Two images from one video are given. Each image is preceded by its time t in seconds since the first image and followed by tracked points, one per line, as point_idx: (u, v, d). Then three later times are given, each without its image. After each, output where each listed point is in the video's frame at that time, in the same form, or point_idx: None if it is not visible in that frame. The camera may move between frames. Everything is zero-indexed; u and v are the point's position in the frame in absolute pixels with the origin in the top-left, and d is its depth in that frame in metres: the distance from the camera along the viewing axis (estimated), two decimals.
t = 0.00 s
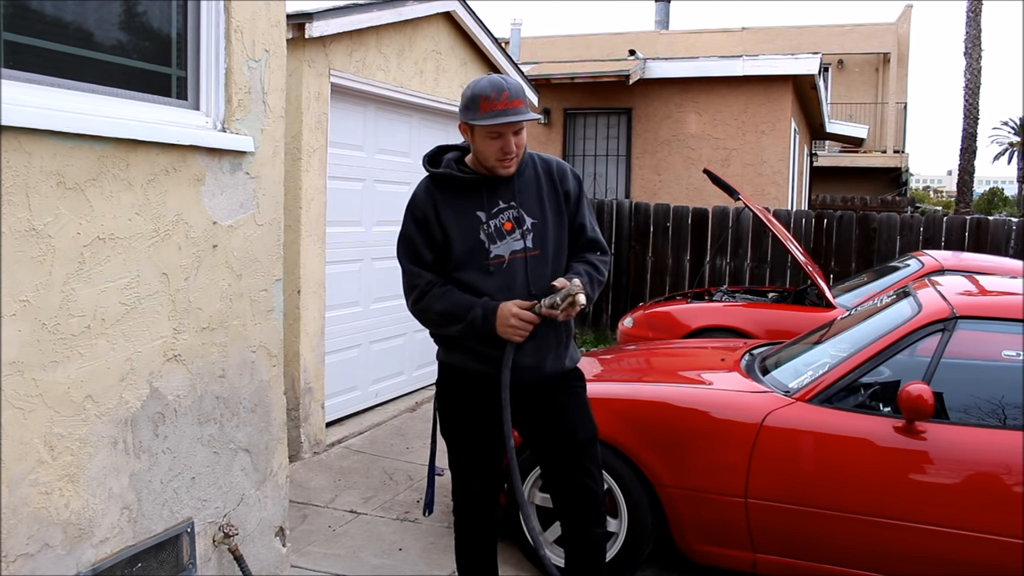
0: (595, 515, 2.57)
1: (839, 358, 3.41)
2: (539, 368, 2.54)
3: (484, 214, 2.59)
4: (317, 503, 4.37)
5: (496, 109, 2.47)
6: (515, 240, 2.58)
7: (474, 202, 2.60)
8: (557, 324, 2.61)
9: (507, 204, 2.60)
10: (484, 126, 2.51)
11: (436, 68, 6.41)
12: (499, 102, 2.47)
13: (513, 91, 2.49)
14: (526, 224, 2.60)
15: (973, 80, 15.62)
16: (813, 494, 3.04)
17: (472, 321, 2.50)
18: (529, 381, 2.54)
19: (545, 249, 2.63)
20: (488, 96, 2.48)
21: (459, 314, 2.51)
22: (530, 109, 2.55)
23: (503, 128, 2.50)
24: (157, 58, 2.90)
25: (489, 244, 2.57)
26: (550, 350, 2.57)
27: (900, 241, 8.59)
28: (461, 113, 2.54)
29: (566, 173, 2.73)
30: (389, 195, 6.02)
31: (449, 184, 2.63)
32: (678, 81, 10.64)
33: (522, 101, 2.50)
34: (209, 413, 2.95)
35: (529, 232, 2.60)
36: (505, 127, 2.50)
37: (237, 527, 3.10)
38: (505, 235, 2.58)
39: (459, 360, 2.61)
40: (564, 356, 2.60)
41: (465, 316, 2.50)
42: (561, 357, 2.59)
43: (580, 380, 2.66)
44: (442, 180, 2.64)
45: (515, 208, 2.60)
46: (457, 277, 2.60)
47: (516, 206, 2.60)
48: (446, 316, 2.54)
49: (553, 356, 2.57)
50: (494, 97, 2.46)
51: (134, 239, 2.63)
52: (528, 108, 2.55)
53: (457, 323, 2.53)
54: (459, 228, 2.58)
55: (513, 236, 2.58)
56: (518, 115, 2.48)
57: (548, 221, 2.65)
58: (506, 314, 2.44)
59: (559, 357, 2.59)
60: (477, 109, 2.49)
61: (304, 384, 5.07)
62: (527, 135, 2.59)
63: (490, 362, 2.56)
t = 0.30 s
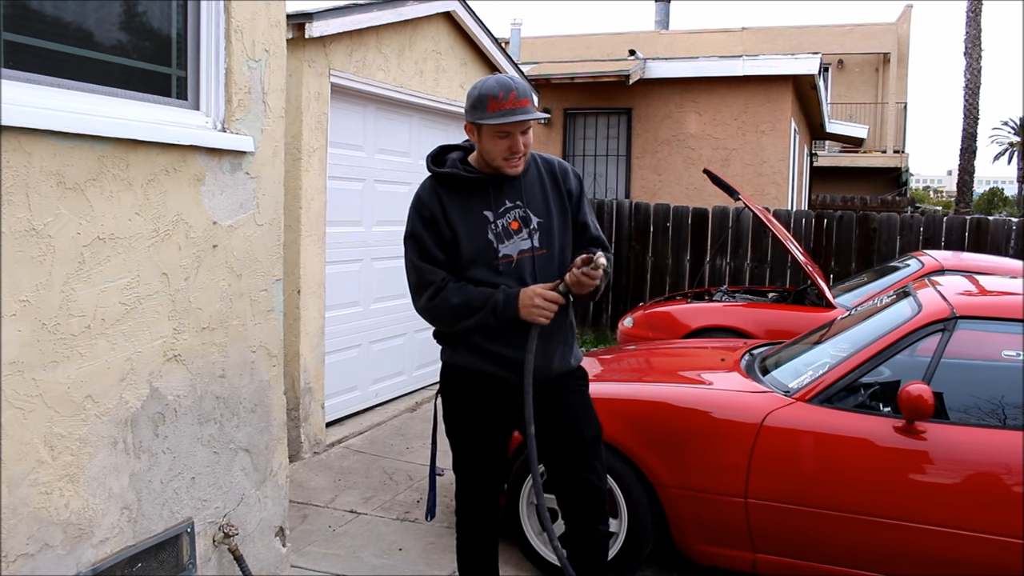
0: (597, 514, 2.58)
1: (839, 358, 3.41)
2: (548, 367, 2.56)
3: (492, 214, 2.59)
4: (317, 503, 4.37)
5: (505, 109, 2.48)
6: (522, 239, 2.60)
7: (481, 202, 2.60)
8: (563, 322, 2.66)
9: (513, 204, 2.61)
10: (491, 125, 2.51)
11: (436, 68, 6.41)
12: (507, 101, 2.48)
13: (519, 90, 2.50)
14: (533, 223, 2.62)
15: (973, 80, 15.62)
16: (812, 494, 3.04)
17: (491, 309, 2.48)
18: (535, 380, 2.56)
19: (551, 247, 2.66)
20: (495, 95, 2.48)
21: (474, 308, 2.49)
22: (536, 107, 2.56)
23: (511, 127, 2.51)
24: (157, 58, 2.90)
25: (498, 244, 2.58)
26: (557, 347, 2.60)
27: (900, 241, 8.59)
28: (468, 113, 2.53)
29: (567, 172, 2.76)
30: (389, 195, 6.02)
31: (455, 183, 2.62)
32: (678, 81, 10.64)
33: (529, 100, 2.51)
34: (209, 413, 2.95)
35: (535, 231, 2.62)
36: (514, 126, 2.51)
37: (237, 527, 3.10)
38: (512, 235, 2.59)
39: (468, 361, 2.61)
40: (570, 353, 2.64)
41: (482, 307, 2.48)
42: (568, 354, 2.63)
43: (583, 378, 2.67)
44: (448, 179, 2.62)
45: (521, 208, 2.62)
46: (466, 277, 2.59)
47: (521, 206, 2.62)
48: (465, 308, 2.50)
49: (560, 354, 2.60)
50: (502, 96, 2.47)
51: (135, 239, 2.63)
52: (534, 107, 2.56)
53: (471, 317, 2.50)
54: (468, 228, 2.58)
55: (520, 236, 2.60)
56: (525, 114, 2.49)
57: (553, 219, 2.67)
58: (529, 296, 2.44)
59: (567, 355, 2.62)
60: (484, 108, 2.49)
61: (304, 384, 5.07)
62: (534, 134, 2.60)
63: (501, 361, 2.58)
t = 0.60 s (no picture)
0: (598, 515, 2.58)
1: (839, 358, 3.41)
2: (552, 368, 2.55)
3: (497, 212, 2.59)
4: (317, 503, 4.37)
5: (511, 100, 2.49)
6: (528, 238, 2.59)
7: (486, 200, 2.60)
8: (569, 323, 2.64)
9: (519, 203, 2.61)
10: (498, 117, 2.52)
11: (437, 68, 6.41)
12: (514, 92, 2.49)
13: (526, 82, 2.52)
14: (538, 222, 2.62)
15: (973, 80, 15.61)
16: (812, 494, 3.04)
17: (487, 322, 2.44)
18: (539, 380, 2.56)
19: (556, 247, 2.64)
20: (502, 87, 2.50)
21: (461, 325, 2.46)
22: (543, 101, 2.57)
23: (518, 119, 2.52)
24: (157, 58, 2.90)
25: (502, 242, 2.57)
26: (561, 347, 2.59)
27: (900, 241, 8.59)
28: (475, 106, 2.55)
29: (574, 172, 2.76)
30: (389, 195, 6.02)
31: (460, 182, 2.63)
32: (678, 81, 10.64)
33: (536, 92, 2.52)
34: (209, 413, 2.94)
35: (541, 231, 2.61)
36: (521, 118, 2.52)
37: (237, 527, 3.10)
38: (517, 234, 2.58)
39: (471, 362, 2.59)
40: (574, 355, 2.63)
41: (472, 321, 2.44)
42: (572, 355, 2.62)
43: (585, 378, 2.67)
44: (453, 179, 2.63)
45: (526, 207, 2.61)
46: (470, 277, 2.58)
47: (527, 205, 2.62)
48: (453, 322, 2.48)
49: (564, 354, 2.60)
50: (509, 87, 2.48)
51: (135, 239, 2.63)
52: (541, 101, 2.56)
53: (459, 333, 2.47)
54: (472, 226, 2.58)
55: (525, 235, 2.59)
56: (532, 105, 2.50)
57: (559, 219, 2.66)
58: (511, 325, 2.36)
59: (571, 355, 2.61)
60: (491, 99, 2.51)
61: (304, 384, 5.07)
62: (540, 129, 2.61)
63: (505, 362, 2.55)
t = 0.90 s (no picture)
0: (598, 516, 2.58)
1: (839, 358, 3.41)
2: (549, 371, 2.53)
3: (495, 212, 2.59)
4: (317, 503, 4.37)
5: (505, 96, 2.49)
6: (525, 241, 2.58)
7: (484, 199, 2.61)
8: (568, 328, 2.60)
9: (519, 204, 2.60)
10: (493, 113, 2.54)
11: (437, 68, 6.41)
12: (509, 89, 2.50)
13: (524, 80, 2.52)
14: (538, 225, 2.59)
15: (973, 80, 15.62)
16: (812, 494, 3.05)
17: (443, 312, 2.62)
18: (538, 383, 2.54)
19: (557, 251, 2.61)
20: (498, 83, 2.51)
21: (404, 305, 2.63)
22: (543, 101, 2.56)
23: (512, 116, 2.52)
24: (157, 58, 2.90)
25: (498, 243, 2.57)
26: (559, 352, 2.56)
27: (900, 242, 8.59)
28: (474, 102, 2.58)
29: (581, 176, 2.73)
30: (389, 195, 6.02)
31: (458, 179, 2.64)
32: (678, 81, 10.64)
33: (533, 90, 2.51)
34: (209, 413, 2.95)
35: (540, 234, 2.59)
36: (515, 116, 2.52)
37: (237, 527, 3.10)
38: (514, 235, 2.58)
39: (467, 362, 2.58)
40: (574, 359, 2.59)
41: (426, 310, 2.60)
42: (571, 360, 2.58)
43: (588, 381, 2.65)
44: (452, 176, 2.64)
45: (526, 209, 2.60)
46: (462, 276, 2.61)
47: (527, 207, 2.60)
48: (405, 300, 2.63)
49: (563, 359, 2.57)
50: (503, 83, 2.49)
51: (135, 239, 2.63)
52: (541, 100, 2.55)
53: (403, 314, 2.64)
54: (467, 224, 2.60)
55: (523, 237, 2.58)
56: (525, 103, 2.49)
57: (561, 222, 2.63)
58: (442, 333, 2.52)
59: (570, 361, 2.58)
60: (486, 95, 2.53)
61: (304, 384, 5.07)
62: (540, 130, 2.59)
63: (501, 363, 2.54)
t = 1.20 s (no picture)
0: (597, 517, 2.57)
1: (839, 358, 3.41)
2: (534, 374, 2.51)
3: (489, 211, 2.60)
4: (317, 503, 4.37)
5: (498, 92, 2.52)
6: (516, 240, 2.56)
7: (480, 198, 2.63)
8: (557, 330, 2.55)
9: (513, 203, 2.59)
10: (487, 109, 2.56)
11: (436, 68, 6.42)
12: (501, 86, 2.52)
13: (517, 76, 2.52)
14: (531, 225, 2.57)
15: (973, 80, 15.61)
16: (812, 494, 3.04)
17: (420, 335, 2.71)
18: (527, 386, 2.52)
19: (549, 251, 2.57)
20: (492, 79, 2.54)
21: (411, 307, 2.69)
22: (537, 97, 2.57)
23: (504, 113, 2.54)
24: (157, 58, 2.90)
25: (489, 241, 2.58)
26: (546, 355, 2.52)
27: (900, 242, 8.59)
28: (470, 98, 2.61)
29: (584, 175, 2.67)
30: (389, 195, 6.02)
31: (459, 179, 2.68)
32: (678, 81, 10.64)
33: (527, 87, 2.52)
34: (209, 413, 2.95)
35: (532, 233, 2.57)
36: (507, 113, 2.54)
37: (237, 527, 3.10)
38: (506, 234, 2.57)
39: (455, 360, 2.62)
40: (564, 363, 2.54)
41: (406, 332, 2.71)
42: (560, 364, 2.53)
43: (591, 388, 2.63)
44: (453, 176, 2.69)
45: (520, 208, 2.59)
46: (455, 274, 2.64)
47: (522, 206, 2.59)
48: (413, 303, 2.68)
49: (551, 362, 2.52)
50: (496, 79, 2.51)
51: (135, 239, 2.63)
52: (535, 97, 2.55)
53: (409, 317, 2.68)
54: (463, 223, 2.63)
55: (514, 236, 2.57)
56: (518, 100, 2.50)
57: (556, 222, 2.59)
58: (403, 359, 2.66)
59: (558, 364, 2.53)
60: (481, 91, 2.56)
61: (304, 384, 5.07)
62: (535, 125, 2.60)
63: (486, 363, 2.54)
